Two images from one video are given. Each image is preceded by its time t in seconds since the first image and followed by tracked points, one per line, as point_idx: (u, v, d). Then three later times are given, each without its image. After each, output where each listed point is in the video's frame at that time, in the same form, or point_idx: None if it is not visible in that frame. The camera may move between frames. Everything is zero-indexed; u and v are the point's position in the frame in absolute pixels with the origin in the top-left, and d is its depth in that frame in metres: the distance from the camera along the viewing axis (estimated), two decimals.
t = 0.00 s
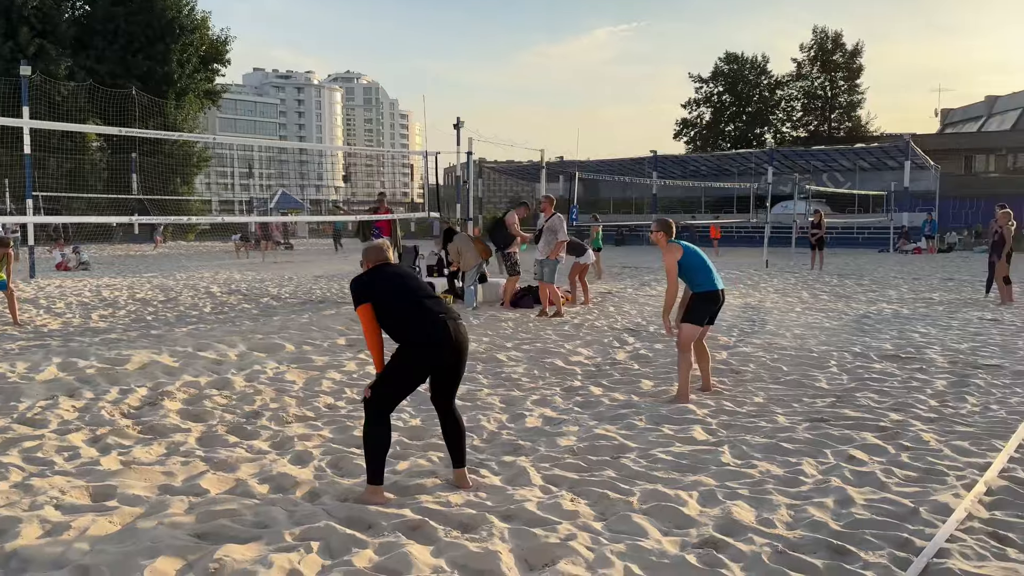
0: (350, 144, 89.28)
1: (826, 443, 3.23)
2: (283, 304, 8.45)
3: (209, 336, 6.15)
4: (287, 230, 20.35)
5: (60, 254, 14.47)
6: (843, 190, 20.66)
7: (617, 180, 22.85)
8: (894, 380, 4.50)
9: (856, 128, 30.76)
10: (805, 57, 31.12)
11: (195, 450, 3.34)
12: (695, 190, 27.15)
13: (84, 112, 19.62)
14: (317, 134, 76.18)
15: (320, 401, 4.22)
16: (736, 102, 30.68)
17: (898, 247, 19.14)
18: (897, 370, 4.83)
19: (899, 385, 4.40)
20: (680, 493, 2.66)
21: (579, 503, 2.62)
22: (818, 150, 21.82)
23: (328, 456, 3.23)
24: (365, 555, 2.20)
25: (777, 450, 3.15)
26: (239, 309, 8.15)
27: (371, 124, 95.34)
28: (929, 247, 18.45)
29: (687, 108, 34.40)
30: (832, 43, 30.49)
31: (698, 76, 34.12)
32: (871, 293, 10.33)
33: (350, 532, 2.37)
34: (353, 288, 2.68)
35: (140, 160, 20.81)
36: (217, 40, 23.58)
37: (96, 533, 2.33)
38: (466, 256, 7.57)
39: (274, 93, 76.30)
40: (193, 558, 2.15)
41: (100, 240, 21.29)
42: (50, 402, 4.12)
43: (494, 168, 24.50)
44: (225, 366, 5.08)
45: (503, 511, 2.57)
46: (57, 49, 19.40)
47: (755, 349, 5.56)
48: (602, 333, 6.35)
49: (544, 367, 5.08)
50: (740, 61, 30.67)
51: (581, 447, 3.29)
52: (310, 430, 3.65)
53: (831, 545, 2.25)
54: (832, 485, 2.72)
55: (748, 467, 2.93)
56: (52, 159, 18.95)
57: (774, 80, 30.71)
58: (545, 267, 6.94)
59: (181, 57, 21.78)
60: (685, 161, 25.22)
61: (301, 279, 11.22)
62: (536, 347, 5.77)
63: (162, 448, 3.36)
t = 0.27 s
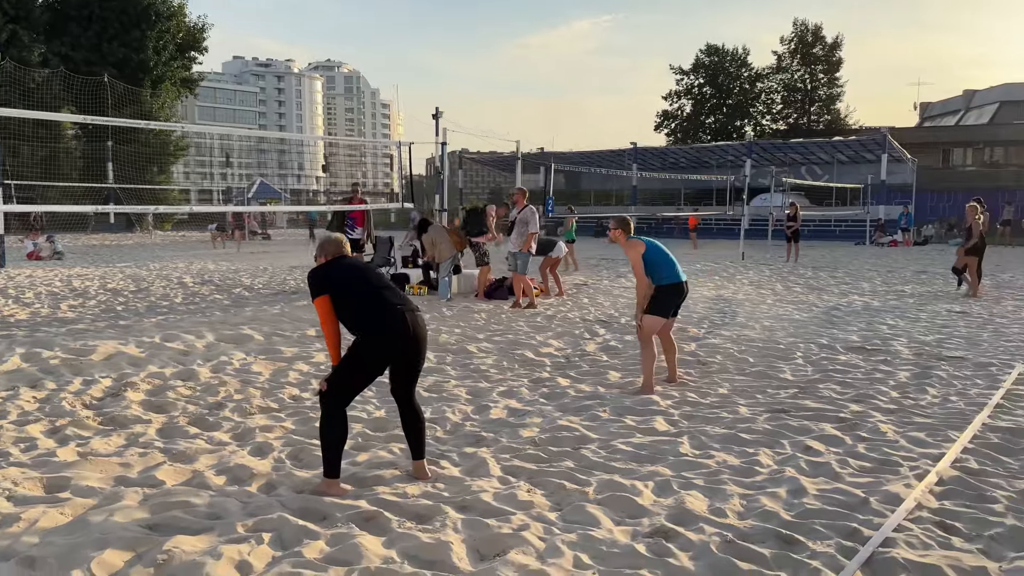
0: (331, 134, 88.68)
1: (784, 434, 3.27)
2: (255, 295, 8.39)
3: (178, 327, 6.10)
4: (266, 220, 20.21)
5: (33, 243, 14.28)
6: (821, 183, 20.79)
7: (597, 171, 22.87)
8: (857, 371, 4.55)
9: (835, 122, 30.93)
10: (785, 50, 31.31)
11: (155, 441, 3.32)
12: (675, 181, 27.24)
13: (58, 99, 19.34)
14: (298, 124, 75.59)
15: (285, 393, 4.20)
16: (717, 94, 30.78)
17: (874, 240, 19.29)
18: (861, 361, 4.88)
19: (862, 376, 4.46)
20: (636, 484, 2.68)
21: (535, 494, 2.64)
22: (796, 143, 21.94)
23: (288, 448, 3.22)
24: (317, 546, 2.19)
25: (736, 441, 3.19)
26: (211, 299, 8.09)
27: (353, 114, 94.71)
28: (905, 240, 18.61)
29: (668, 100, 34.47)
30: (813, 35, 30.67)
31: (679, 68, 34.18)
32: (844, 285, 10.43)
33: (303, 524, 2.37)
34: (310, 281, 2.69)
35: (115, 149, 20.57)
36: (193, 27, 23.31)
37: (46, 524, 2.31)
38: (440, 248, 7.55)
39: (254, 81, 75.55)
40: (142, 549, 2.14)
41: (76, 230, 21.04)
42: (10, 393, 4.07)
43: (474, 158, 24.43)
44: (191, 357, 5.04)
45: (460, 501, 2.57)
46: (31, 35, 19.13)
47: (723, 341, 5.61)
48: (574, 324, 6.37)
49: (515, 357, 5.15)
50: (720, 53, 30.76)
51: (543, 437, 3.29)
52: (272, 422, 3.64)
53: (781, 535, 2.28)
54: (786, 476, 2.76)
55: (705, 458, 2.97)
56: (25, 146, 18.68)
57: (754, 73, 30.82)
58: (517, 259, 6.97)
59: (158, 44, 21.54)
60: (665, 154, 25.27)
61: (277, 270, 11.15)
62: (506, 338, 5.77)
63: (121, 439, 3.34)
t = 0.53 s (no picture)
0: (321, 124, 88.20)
1: (758, 426, 3.28)
2: (238, 286, 8.35)
3: (157, 318, 6.07)
4: (254, 210, 20.14)
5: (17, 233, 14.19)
6: (808, 175, 20.84)
7: (586, 163, 22.86)
8: (835, 363, 4.57)
9: (824, 114, 30.91)
10: (775, 42, 31.34)
11: (126, 433, 3.29)
12: (663, 173, 27.27)
13: (43, 88, 19.16)
14: (288, 114, 75.15)
15: (261, 384, 4.19)
16: (706, 86, 30.80)
17: (860, 233, 19.37)
18: (840, 353, 4.90)
19: (840, 368, 4.47)
20: (606, 475, 2.69)
21: (505, 485, 2.63)
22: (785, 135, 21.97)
23: (261, 441, 3.21)
24: (280, 539, 2.18)
25: (708, 432, 3.20)
26: (192, 290, 8.04)
27: (343, 104, 94.21)
28: (891, 233, 18.69)
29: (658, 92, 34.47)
30: (802, 27, 30.56)
31: (669, 59, 34.17)
32: (828, 277, 10.47)
33: (269, 516, 2.36)
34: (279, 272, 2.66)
35: (101, 138, 20.40)
36: (180, 15, 23.13)
37: (8, 516, 2.28)
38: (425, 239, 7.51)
39: (243, 71, 75.07)
40: (103, 542, 2.12)
41: (61, 220, 20.86)
42: None
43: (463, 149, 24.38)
44: (169, 348, 5.02)
45: (429, 493, 2.56)
46: (14, 23, 18.93)
47: (704, 333, 5.62)
48: (555, 316, 6.37)
49: (495, 349, 5.13)
50: (710, 45, 30.72)
51: (517, 429, 3.28)
52: (245, 414, 3.62)
53: (747, 527, 2.28)
54: (756, 467, 2.76)
55: (676, 449, 2.99)
56: (9, 135, 18.51)
57: (744, 65, 30.81)
58: (500, 252, 6.98)
59: (144, 32, 21.34)
60: (654, 145, 25.25)
61: (261, 261, 11.10)
62: (487, 330, 5.76)
63: (92, 431, 3.31)
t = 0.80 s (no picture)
0: (319, 116, 87.96)
1: (742, 418, 3.26)
2: (229, 278, 8.32)
3: (145, 310, 6.04)
4: (250, 202, 20.08)
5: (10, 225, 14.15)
6: (805, 167, 20.78)
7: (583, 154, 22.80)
8: (823, 355, 4.55)
9: (822, 105, 30.91)
10: (773, 33, 31.33)
11: (105, 425, 3.27)
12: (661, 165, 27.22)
13: (38, 80, 19.09)
14: (286, 106, 74.96)
15: (245, 377, 4.16)
16: (704, 77, 30.73)
17: (857, 224, 19.33)
18: (830, 345, 4.88)
19: (829, 360, 4.45)
20: (586, 467, 2.66)
21: (484, 477, 2.61)
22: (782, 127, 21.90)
23: (241, 433, 3.18)
24: (253, 533, 2.15)
25: (692, 424, 3.18)
26: (183, 282, 8.01)
27: (341, 96, 93.95)
28: (888, 224, 18.65)
29: (655, 83, 34.39)
30: (801, 18, 30.71)
31: (666, 51, 34.09)
32: (823, 269, 10.45)
33: (243, 510, 2.33)
34: (255, 262, 2.62)
35: (97, 130, 20.32)
36: (177, 7, 23.03)
37: None
38: (419, 230, 7.46)
39: (241, 62, 74.80)
40: (72, 536, 2.09)
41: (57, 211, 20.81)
42: None
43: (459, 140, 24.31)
44: (155, 340, 4.99)
45: (407, 486, 2.54)
46: (9, 13, 18.83)
47: (694, 325, 5.59)
48: (546, 307, 6.34)
49: (483, 341, 5.10)
50: (708, 36, 30.68)
51: (499, 422, 3.25)
52: (228, 407, 3.60)
53: (724, 520, 2.26)
54: (737, 459, 2.74)
55: (659, 442, 2.97)
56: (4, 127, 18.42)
57: (742, 56, 30.71)
58: (490, 244, 6.96)
59: (140, 23, 21.23)
60: (651, 137, 25.17)
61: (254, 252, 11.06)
62: (477, 321, 5.73)
63: (72, 423, 3.28)
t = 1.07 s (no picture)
0: (332, 112, 88.08)
1: (742, 417, 3.21)
2: (236, 274, 8.33)
3: (149, 306, 6.06)
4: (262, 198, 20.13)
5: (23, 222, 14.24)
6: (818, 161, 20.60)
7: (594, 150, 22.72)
8: (829, 353, 4.49)
9: (835, 99, 30.64)
10: (786, 26, 30.99)
11: (101, 424, 3.26)
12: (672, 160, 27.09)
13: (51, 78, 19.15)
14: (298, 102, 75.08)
15: (245, 374, 4.14)
16: (716, 71, 30.52)
17: (870, 219, 19.15)
18: (836, 342, 4.82)
19: (834, 357, 4.39)
20: (580, 467, 2.63)
21: (476, 478, 2.57)
22: (794, 121, 21.73)
23: (236, 433, 3.16)
24: (239, 534, 2.13)
25: (690, 424, 3.14)
26: (190, 279, 8.02)
27: (353, 92, 94.04)
28: (902, 219, 18.49)
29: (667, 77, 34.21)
30: (813, 12, 30.22)
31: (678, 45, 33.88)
32: (834, 264, 10.35)
33: (233, 510, 2.31)
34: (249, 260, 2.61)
35: (110, 128, 20.40)
36: (189, 5, 23.06)
37: None
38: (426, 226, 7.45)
39: (254, 59, 74.99)
40: (58, 537, 2.07)
41: (71, 209, 20.91)
42: None
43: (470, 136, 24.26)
44: (157, 338, 4.99)
45: (398, 486, 2.51)
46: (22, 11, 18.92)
47: (699, 321, 5.55)
48: (551, 304, 6.30)
49: (486, 338, 5.07)
50: (721, 30, 30.46)
51: (496, 420, 3.22)
52: (225, 405, 3.59)
53: (718, 522, 2.22)
54: (735, 460, 2.69)
55: (656, 441, 2.93)
56: (18, 125, 18.48)
57: (754, 50, 30.47)
58: (495, 240, 6.95)
59: (152, 21, 21.29)
60: (662, 132, 25.04)
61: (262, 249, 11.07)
62: (480, 318, 5.70)
63: (69, 421, 3.28)
